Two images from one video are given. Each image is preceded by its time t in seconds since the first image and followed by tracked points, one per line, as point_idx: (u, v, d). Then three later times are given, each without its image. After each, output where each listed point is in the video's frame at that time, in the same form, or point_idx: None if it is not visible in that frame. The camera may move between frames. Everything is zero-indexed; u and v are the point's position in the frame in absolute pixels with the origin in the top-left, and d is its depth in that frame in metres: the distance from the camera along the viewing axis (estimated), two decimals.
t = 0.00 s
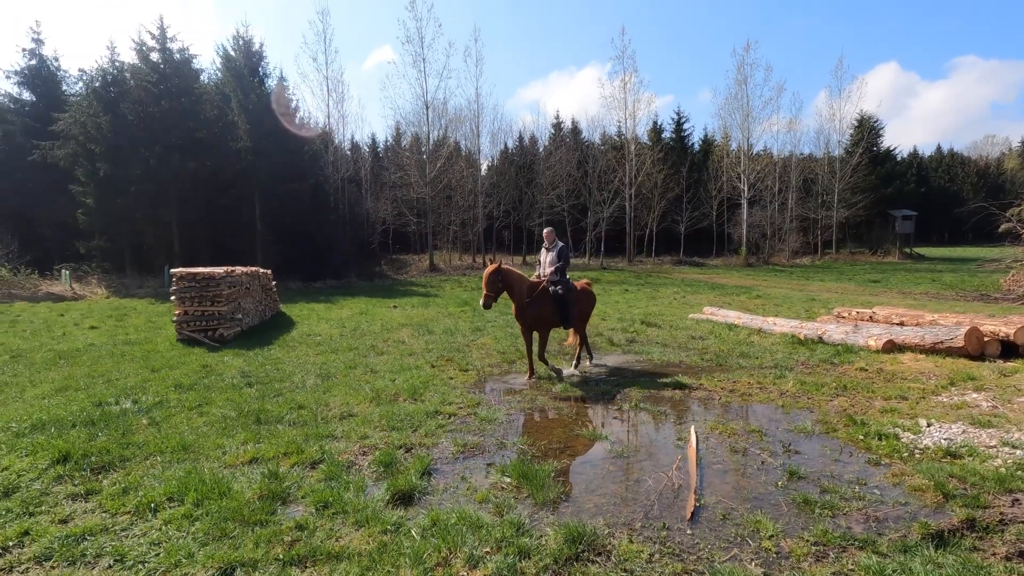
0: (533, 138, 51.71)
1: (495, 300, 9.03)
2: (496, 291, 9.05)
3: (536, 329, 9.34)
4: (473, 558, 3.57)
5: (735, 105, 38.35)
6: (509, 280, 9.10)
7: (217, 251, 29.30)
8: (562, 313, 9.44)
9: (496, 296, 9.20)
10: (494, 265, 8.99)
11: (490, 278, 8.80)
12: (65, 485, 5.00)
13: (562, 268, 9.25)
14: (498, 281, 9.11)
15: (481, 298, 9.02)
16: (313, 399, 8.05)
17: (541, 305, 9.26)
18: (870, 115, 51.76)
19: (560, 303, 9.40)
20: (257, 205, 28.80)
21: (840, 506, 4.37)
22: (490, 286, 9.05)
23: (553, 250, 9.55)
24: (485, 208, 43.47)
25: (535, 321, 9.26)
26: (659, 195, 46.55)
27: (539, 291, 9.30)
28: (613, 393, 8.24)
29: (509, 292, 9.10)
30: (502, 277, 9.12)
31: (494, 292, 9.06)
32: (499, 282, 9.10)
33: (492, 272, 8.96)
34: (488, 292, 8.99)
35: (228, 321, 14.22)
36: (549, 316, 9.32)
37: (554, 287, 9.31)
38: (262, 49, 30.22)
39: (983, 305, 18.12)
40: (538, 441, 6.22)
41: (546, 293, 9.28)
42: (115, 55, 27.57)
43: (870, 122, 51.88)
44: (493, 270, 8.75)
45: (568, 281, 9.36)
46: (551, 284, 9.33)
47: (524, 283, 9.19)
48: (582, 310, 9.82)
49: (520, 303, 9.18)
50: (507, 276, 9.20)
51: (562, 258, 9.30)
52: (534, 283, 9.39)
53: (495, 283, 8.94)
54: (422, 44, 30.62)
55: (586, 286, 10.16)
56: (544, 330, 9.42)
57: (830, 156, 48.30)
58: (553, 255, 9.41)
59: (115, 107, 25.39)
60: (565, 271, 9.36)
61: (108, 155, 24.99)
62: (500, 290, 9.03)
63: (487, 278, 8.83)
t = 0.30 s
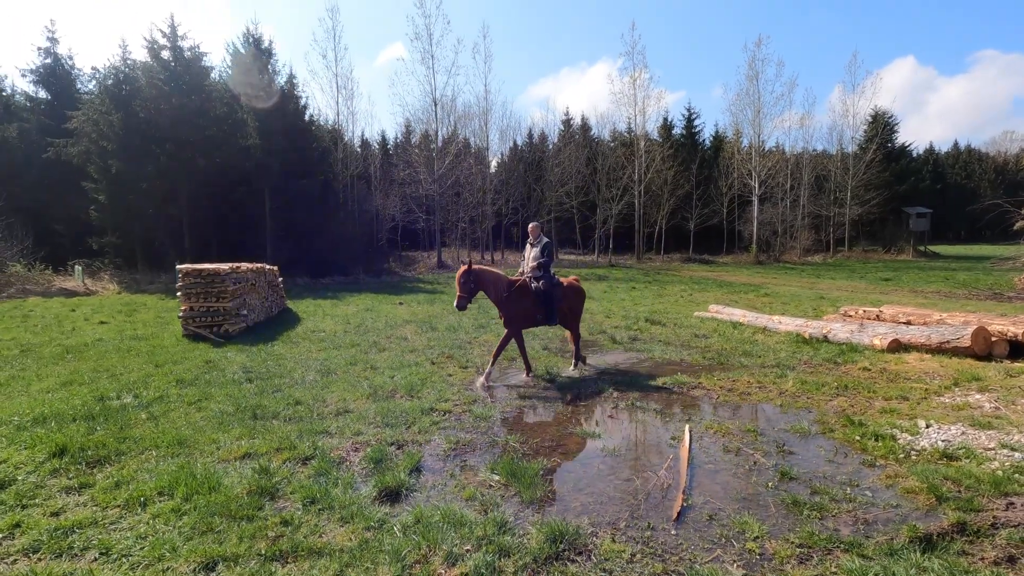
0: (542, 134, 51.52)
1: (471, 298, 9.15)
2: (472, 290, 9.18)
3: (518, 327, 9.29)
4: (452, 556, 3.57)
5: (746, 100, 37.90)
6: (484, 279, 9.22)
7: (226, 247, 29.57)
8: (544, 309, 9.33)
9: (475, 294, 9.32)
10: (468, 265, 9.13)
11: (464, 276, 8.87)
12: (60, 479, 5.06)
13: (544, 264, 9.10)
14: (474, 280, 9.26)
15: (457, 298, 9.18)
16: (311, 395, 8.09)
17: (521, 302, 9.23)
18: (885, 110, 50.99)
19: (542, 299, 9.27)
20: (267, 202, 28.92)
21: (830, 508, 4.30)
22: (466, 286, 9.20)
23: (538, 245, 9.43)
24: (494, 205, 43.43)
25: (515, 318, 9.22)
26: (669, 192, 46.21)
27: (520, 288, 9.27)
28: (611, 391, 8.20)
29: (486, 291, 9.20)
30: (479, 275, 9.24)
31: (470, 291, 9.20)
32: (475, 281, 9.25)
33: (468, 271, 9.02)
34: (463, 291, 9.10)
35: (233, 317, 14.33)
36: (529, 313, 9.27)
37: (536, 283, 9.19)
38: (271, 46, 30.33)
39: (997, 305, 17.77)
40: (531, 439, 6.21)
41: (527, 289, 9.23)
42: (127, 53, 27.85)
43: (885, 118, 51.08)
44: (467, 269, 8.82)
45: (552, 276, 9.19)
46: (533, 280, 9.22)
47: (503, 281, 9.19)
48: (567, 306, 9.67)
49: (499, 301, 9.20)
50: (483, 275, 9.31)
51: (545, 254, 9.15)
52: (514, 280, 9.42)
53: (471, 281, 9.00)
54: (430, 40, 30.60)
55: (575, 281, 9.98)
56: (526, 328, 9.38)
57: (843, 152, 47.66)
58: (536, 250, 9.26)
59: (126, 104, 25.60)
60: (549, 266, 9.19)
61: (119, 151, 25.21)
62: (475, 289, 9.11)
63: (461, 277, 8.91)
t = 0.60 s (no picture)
0: (552, 133, 51.32)
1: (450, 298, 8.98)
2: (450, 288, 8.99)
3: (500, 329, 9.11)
4: (433, 559, 3.56)
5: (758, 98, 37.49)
6: (463, 278, 9.06)
7: (236, 246, 29.83)
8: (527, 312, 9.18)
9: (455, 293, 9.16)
10: (447, 263, 8.97)
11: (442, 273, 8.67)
12: (57, 477, 5.12)
13: (529, 265, 9.02)
14: (453, 278, 9.10)
15: (436, 298, 9.01)
16: (310, 394, 8.12)
17: (503, 304, 9.06)
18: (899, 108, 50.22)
19: (525, 301, 9.13)
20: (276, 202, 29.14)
21: (822, 513, 4.24)
22: (444, 284, 9.02)
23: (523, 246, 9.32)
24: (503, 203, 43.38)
25: (497, 320, 9.04)
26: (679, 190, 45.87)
27: (504, 288, 9.13)
28: (610, 393, 8.15)
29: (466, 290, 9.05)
30: (458, 274, 9.09)
31: (448, 290, 9.00)
32: (453, 279, 9.07)
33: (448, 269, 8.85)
34: (441, 289, 8.90)
35: (239, 316, 14.47)
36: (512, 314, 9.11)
37: (519, 284, 9.08)
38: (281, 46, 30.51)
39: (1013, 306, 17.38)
40: (525, 440, 6.19)
41: (510, 290, 9.11)
42: (140, 55, 28.21)
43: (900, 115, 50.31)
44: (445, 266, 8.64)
45: (538, 279, 9.10)
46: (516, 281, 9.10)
47: (483, 280, 9.09)
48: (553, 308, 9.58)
49: (480, 301, 9.04)
50: (462, 274, 9.17)
51: (530, 254, 9.06)
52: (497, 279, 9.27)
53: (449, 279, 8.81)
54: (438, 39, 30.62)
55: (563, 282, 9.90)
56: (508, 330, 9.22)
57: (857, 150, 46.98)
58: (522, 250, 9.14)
59: (138, 105, 25.92)
60: (534, 268, 9.11)
61: (132, 151, 25.51)
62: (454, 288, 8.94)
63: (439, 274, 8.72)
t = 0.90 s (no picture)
0: (576, 133, 51.13)
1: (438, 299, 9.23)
2: (437, 290, 9.23)
3: (488, 330, 9.24)
4: (432, 553, 3.64)
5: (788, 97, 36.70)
6: (450, 280, 9.24)
7: (264, 246, 30.59)
8: (517, 315, 9.16)
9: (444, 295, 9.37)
10: (433, 266, 9.20)
11: (427, 276, 8.96)
12: (84, 465, 5.36)
13: (522, 268, 8.93)
14: (441, 280, 9.32)
15: (425, 299, 9.28)
16: (327, 391, 8.31)
17: (492, 305, 9.15)
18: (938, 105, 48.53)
19: (515, 304, 9.12)
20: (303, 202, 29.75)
21: (828, 520, 4.17)
22: (432, 286, 9.26)
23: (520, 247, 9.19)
24: (527, 204, 43.40)
25: (485, 322, 9.18)
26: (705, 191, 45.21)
27: (494, 290, 9.18)
28: (623, 394, 8.14)
29: (454, 291, 9.22)
30: (445, 276, 9.27)
31: (437, 292, 9.27)
32: (439, 281, 9.28)
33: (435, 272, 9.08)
34: (429, 291, 9.20)
35: (264, 314, 14.86)
36: (501, 316, 9.16)
37: (510, 288, 9.06)
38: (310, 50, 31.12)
39: None
40: (534, 440, 6.23)
41: (501, 292, 9.13)
42: (175, 60, 29.13)
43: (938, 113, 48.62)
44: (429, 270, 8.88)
45: (530, 281, 9.02)
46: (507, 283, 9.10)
47: (472, 282, 9.20)
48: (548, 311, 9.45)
49: (467, 301, 9.22)
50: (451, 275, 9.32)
51: (524, 257, 8.95)
52: (486, 280, 9.37)
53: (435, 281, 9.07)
54: (464, 41, 30.85)
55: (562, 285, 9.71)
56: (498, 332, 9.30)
57: (892, 149, 45.57)
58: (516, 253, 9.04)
59: (173, 109, 26.80)
60: (528, 270, 9.00)
61: (167, 154, 26.37)
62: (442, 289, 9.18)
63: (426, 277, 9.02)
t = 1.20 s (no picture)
0: (586, 133, 51.04)
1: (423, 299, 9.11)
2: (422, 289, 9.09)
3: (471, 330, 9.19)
4: (428, 549, 3.71)
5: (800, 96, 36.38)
6: (433, 279, 9.08)
7: (275, 245, 30.88)
8: (498, 314, 9.14)
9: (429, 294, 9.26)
10: (418, 265, 9.02)
11: (411, 275, 8.84)
12: (93, 459, 5.49)
13: (504, 266, 8.92)
14: (425, 280, 9.17)
15: (409, 298, 9.14)
16: (333, 389, 8.41)
17: (474, 304, 9.11)
18: (952, 104, 47.87)
19: (497, 304, 9.08)
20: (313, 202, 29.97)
21: (825, 521, 4.18)
22: (417, 285, 9.11)
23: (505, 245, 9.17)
24: (536, 204, 43.38)
25: (467, 321, 9.11)
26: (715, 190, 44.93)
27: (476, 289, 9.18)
28: (626, 394, 8.16)
29: (438, 291, 9.09)
30: (430, 275, 9.11)
31: (421, 291, 9.13)
32: (424, 280, 9.11)
33: (419, 270, 8.98)
34: (412, 289, 9.08)
35: (273, 313, 15.02)
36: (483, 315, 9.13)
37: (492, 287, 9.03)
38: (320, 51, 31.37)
39: None
40: (535, 439, 6.26)
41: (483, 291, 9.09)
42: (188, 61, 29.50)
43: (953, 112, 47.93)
44: (414, 268, 8.79)
45: (512, 280, 9.03)
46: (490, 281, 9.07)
47: (456, 281, 9.09)
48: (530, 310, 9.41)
49: (451, 301, 9.12)
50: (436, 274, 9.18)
51: (506, 256, 8.95)
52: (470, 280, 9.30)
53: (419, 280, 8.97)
54: (473, 41, 30.94)
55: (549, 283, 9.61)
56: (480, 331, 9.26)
57: (906, 148, 45.00)
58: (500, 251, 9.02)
59: (186, 110, 27.15)
60: (510, 269, 8.99)
61: (180, 154, 26.72)
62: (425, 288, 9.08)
63: (410, 275, 8.90)
